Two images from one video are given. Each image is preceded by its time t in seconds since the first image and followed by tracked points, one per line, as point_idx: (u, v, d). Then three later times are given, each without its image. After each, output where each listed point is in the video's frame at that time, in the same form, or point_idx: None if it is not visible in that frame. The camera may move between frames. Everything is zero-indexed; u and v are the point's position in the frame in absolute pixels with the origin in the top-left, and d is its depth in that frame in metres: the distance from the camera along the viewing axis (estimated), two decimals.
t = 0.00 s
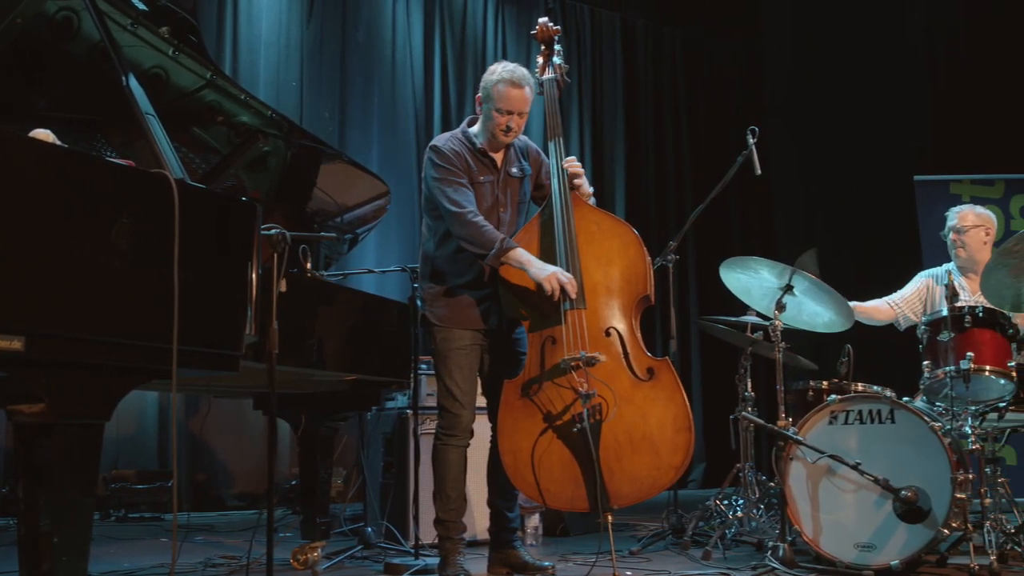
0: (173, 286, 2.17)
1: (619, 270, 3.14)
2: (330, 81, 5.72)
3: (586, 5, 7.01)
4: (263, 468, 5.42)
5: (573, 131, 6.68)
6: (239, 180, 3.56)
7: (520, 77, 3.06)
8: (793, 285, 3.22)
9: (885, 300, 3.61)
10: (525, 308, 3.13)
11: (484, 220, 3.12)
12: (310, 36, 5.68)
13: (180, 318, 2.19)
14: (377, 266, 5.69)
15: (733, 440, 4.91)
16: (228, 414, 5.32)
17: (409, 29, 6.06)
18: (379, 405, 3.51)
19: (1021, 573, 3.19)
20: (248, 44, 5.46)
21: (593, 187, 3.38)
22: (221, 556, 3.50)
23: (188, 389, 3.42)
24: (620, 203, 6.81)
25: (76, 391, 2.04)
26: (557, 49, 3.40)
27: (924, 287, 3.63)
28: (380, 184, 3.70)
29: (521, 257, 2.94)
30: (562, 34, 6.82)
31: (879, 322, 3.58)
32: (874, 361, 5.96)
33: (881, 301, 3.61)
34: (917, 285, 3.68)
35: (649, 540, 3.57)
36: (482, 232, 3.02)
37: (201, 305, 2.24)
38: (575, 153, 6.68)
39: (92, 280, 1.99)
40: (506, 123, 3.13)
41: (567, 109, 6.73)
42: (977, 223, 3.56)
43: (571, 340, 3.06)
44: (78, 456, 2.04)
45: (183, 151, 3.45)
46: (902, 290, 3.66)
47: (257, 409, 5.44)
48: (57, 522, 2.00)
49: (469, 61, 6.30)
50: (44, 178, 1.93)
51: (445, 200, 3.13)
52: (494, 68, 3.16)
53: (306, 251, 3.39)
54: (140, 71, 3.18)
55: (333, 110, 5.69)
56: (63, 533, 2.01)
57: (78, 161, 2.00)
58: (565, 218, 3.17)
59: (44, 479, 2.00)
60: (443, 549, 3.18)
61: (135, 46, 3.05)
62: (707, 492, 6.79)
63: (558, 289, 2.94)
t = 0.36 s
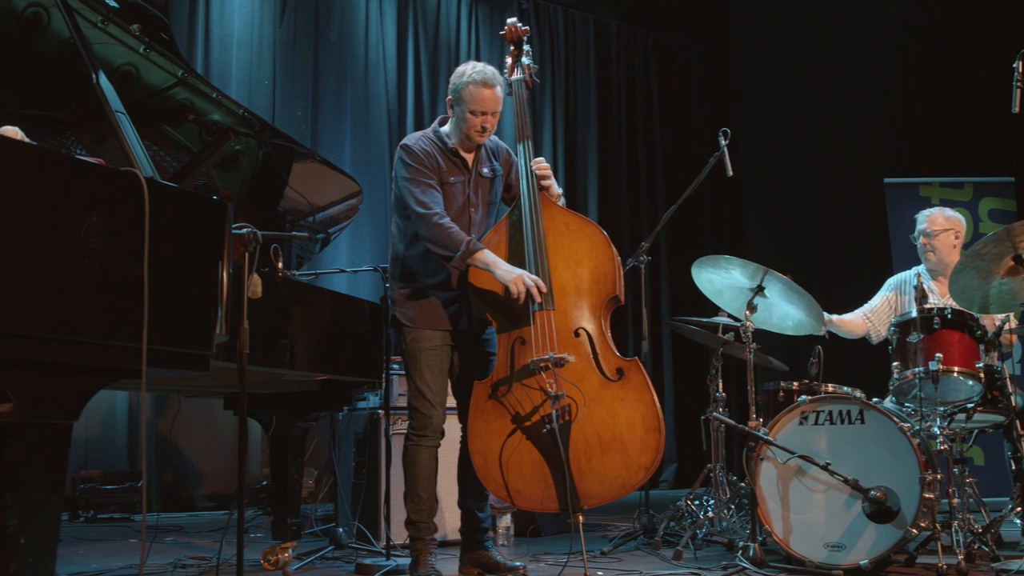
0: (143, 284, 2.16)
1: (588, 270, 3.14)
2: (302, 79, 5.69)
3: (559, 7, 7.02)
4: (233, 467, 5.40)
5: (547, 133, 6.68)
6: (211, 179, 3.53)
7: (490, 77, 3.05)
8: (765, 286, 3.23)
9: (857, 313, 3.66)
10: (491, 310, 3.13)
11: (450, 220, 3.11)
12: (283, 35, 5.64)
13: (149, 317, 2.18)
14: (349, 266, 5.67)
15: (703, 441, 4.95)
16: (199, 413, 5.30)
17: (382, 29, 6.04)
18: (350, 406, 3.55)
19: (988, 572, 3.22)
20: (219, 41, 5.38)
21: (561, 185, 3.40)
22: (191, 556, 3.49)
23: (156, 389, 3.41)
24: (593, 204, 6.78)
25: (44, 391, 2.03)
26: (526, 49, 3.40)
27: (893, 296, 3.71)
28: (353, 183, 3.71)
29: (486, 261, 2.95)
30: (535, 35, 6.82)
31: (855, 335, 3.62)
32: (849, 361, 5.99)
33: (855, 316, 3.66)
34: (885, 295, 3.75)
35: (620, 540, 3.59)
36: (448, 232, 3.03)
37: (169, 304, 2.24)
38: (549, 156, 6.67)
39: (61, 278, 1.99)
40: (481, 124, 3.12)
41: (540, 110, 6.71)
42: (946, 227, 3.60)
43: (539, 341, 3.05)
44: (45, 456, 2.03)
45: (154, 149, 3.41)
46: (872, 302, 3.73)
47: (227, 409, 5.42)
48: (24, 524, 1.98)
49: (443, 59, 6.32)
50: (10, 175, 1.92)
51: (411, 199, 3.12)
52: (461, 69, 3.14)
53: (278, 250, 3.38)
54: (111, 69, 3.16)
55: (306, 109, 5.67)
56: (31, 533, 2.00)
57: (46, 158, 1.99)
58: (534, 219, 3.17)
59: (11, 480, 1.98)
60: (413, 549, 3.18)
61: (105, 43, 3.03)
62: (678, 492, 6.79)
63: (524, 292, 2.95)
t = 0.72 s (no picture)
0: (115, 283, 2.17)
1: (565, 270, 3.14)
2: (276, 77, 5.66)
3: (535, 6, 7.00)
4: (208, 467, 5.38)
5: (522, 133, 6.67)
6: (185, 178, 3.53)
7: (468, 79, 3.04)
8: (739, 287, 3.24)
9: (829, 312, 3.68)
10: (467, 307, 3.08)
11: (423, 215, 3.11)
12: (258, 33, 5.61)
13: (122, 316, 2.18)
14: (324, 266, 5.66)
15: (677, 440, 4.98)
16: (173, 412, 5.27)
17: (357, 27, 6.01)
18: (324, 407, 3.52)
19: (958, 570, 3.25)
20: (193, 38, 5.37)
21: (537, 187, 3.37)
22: (163, 557, 3.46)
23: (128, 389, 3.39)
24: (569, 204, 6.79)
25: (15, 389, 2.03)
26: (502, 48, 3.40)
27: (865, 297, 3.75)
28: (327, 182, 3.74)
29: (459, 248, 2.94)
30: (510, 35, 6.80)
31: (827, 334, 3.63)
32: (827, 361, 6.04)
33: (826, 314, 3.68)
34: (857, 297, 3.79)
35: (594, 540, 3.60)
36: (418, 226, 3.01)
37: (140, 302, 2.24)
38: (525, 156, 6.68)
39: (32, 277, 1.99)
40: (455, 125, 3.12)
41: (516, 109, 6.71)
42: (921, 229, 3.63)
43: (518, 341, 3.02)
44: (16, 456, 2.02)
45: (127, 147, 3.40)
46: (843, 303, 3.75)
47: (201, 408, 5.40)
48: None
49: (418, 57, 6.29)
50: None
51: (385, 195, 3.12)
52: (441, 70, 3.13)
53: (252, 249, 3.37)
54: (83, 66, 3.07)
55: (280, 109, 5.65)
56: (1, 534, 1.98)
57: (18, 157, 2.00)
58: (512, 218, 3.16)
59: None
60: (388, 550, 3.17)
61: (78, 41, 2.94)
62: (653, 492, 6.81)
63: (500, 280, 2.92)
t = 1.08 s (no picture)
0: (89, 282, 2.17)
1: (544, 271, 3.13)
2: (253, 77, 5.64)
3: (513, 7, 7.01)
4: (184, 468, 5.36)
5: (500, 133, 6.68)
6: (161, 177, 3.50)
7: (451, 81, 3.04)
8: (714, 288, 3.25)
9: (804, 303, 3.71)
10: (451, 306, 3.06)
11: (403, 214, 3.10)
12: (234, 32, 5.59)
13: (95, 315, 2.18)
14: (300, 266, 5.63)
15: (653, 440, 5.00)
16: (148, 412, 5.24)
17: (335, 26, 6.01)
18: (300, 407, 3.51)
19: (932, 569, 3.28)
20: (169, 37, 5.36)
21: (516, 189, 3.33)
22: (137, 558, 3.44)
23: (102, 388, 3.37)
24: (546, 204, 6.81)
25: None
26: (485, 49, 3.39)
27: (842, 291, 3.76)
28: (305, 182, 3.74)
29: (440, 247, 2.95)
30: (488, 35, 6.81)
31: (800, 325, 3.67)
32: (806, 362, 6.07)
33: (801, 306, 3.71)
34: (835, 289, 3.81)
35: (571, 541, 3.60)
36: (399, 224, 3.01)
37: (116, 302, 2.24)
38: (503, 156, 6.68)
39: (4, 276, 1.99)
40: (438, 127, 3.11)
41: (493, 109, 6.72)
42: (894, 230, 3.67)
43: (498, 341, 3.01)
44: None
45: (103, 146, 3.36)
46: (820, 295, 3.77)
47: (177, 408, 5.37)
48: None
49: (396, 57, 6.27)
50: None
51: (365, 194, 3.12)
52: (424, 70, 3.13)
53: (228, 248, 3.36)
54: (57, 63, 3.03)
55: (257, 107, 5.62)
56: None
57: None
58: (493, 218, 3.15)
59: None
60: (364, 550, 3.16)
61: (53, 37, 2.91)
62: (629, 492, 6.83)
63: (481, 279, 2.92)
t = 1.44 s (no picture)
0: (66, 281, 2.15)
1: (527, 271, 3.11)
2: (232, 76, 5.61)
3: (493, 7, 7.01)
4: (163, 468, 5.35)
5: (480, 133, 6.68)
6: (138, 176, 3.50)
7: (438, 83, 3.04)
8: (693, 289, 3.25)
9: (784, 316, 3.73)
10: (433, 304, 3.04)
11: (388, 214, 3.10)
12: (213, 30, 5.57)
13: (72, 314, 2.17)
14: (279, 265, 5.62)
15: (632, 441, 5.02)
16: (126, 413, 5.22)
17: (314, 25, 6.00)
18: (279, 407, 3.50)
19: (909, 569, 3.29)
20: (148, 34, 5.34)
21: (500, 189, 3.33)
22: (113, 559, 3.43)
23: (78, 388, 3.35)
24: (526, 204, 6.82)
25: None
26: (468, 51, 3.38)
27: (818, 300, 3.81)
28: (284, 182, 3.74)
29: (426, 246, 2.94)
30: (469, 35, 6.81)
31: (782, 337, 3.69)
32: (788, 361, 6.10)
33: (781, 318, 3.74)
34: (811, 299, 3.86)
35: (549, 541, 3.61)
36: (383, 223, 3.00)
37: (94, 301, 2.23)
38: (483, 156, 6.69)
39: None
40: (425, 128, 3.11)
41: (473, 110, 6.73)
42: (871, 233, 3.70)
43: (479, 340, 2.99)
44: None
45: (80, 145, 3.33)
46: (797, 307, 3.80)
47: (155, 408, 5.35)
48: None
49: (376, 58, 6.26)
50: None
51: (350, 192, 3.10)
52: (410, 72, 3.12)
53: (206, 247, 3.35)
54: (33, 61, 2.95)
55: (236, 107, 5.60)
56: None
57: None
58: (475, 218, 3.14)
59: None
60: (342, 550, 3.16)
61: (30, 35, 2.82)
62: (608, 492, 6.85)
63: (467, 277, 2.93)
